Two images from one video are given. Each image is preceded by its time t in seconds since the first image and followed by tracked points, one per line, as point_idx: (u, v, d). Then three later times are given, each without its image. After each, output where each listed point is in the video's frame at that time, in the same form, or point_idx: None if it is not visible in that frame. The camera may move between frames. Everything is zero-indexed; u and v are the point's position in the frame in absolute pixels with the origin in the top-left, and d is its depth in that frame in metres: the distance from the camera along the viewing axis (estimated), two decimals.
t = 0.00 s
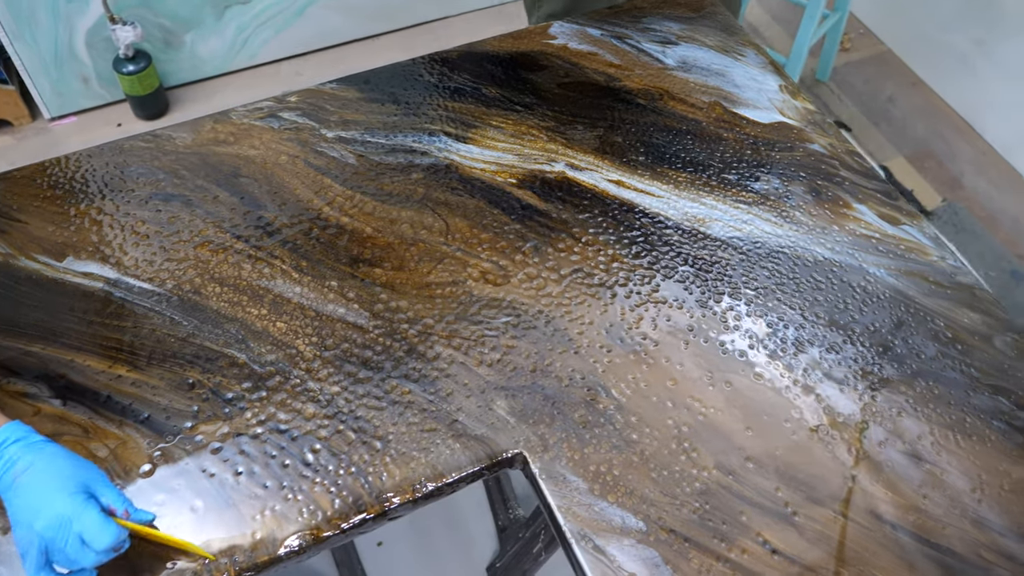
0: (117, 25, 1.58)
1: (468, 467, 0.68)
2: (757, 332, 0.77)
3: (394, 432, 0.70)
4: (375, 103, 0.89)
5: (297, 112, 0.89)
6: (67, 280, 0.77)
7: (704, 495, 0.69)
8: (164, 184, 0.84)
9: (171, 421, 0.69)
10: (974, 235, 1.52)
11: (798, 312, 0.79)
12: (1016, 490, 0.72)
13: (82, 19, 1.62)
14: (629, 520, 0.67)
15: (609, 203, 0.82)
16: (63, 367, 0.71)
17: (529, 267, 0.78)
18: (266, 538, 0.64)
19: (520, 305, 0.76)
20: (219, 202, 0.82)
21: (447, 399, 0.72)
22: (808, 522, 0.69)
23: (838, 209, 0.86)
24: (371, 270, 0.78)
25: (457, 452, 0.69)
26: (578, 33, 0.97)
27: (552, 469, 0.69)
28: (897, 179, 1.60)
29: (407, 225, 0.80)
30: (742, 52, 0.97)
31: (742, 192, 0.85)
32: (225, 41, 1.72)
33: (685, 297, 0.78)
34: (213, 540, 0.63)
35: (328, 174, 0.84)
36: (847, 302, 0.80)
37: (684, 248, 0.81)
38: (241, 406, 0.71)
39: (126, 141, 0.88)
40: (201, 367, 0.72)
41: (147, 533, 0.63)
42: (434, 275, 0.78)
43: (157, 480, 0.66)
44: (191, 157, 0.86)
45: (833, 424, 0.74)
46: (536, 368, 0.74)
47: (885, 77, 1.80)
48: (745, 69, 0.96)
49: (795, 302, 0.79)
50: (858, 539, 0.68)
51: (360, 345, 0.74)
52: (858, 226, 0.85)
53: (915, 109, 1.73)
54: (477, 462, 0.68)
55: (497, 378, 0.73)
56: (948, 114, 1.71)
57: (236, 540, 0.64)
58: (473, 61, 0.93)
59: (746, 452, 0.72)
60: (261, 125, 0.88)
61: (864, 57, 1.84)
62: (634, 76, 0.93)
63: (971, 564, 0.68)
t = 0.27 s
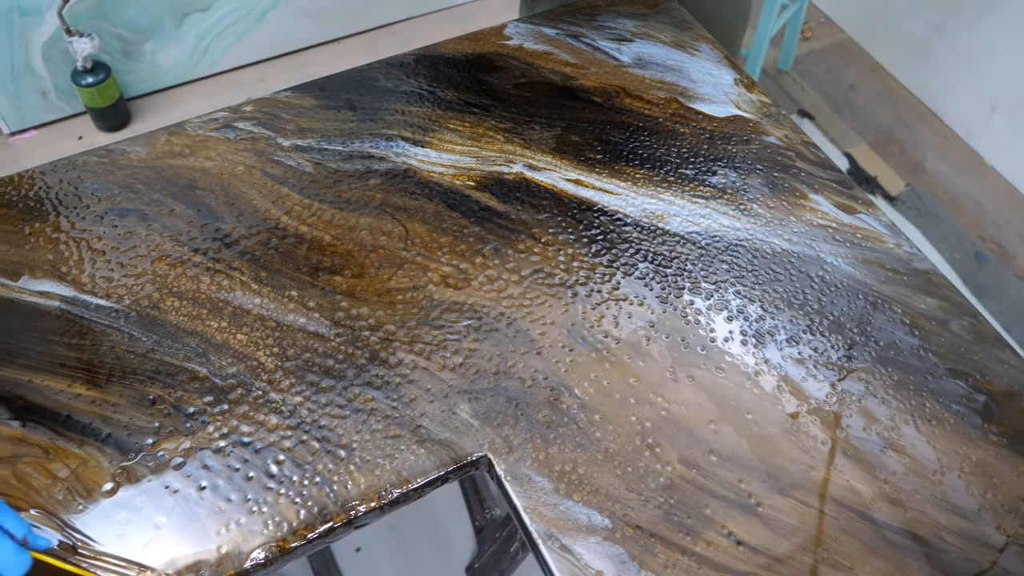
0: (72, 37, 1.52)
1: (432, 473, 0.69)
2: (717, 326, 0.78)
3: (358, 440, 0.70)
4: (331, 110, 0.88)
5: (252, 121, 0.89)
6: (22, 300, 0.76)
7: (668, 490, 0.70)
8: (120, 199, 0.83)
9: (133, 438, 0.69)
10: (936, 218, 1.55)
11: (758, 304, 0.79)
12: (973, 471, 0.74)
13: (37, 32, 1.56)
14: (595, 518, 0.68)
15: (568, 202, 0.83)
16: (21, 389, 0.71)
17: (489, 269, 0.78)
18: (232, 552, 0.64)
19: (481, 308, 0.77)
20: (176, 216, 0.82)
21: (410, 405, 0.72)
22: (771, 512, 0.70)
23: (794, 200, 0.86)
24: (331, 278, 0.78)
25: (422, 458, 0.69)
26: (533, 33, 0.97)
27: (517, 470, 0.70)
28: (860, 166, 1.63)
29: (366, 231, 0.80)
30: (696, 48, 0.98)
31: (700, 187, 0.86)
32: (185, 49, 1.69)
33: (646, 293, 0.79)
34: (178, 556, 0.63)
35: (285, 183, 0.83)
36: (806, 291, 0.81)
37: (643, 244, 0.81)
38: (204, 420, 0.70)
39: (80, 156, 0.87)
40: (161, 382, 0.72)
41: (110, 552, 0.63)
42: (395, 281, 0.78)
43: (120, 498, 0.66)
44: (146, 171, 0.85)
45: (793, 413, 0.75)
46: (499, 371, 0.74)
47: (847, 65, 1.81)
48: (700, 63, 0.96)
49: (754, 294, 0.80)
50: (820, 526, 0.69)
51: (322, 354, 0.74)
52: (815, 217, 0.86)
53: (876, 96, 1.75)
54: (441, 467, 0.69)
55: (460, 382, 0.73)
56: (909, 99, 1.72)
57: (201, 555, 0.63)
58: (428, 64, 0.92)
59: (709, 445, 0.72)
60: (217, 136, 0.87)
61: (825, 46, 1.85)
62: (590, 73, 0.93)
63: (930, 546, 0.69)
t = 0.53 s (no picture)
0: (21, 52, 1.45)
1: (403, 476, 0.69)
2: (681, 316, 0.78)
3: (327, 447, 0.70)
4: (288, 117, 0.88)
5: (209, 131, 0.88)
6: None
7: (639, 482, 0.71)
8: (76, 216, 0.82)
9: (98, 456, 0.68)
10: (901, 200, 1.57)
11: (721, 293, 0.80)
12: (937, 449, 0.75)
13: None
14: (567, 514, 0.69)
15: (529, 199, 0.83)
16: None
17: (453, 271, 0.78)
18: (203, 566, 0.63)
19: (446, 309, 0.77)
20: (134, 230, 0.81)
21: (378, 410, 0.72)
22: (741, 499, 0.71)
23: (753, 188, 0.87)
24: (294, 286, 0.78)
25: (391, 462, 0.69)
26: (488, 31, 0.97)
27: (488, 469, 0.70)
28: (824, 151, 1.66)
29: (328, 238, 0.80)
30: (651, 41, 0.99)
31: (660, 178, 0.86)
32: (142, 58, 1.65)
33: (610, 288, 0.79)
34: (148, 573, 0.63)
35: (244, 193, 0.83)
36: (767, 278, 0.81)
37: (605, 239, 0.81)
38: (170, 434, 0.69)
39: (34, 173, 0.85)
40: (125, 399, 0.71)
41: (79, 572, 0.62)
42: (358, 286, 0.78)
43: (87, 518, 0.65)
44: (102, 186, 0.84)
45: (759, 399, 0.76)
46: (466, 371, 0.74)
47: (807, 50, 1.82)
48: (656, 56, 0.97)
49: (717, 283, 0.80)
50: (788, 511, 0.71)
51: (287, 362, 0.74)
52: (775, 204, 0.86)
53: (836, 82, 1.77)
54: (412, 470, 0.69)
55: (427, 385, 0.73)
56: (869, 83, 1.75)
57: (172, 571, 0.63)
58: (385, 66, 0.92)
59: (678, 435, 0.73)
60: (173, 148, 0.87)
61: (785, 33, 1.85)
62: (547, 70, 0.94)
63: (895, 525, 0.71)
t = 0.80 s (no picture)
0: None
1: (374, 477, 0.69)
2: (647, 306, 0.79)
3: (296, 452, 0.70)
4: (247, 123, 0.87)
5: (167, 140, 0.87)
6: None
7: (610, 472, 0.71)
8: (35, 230, 0.81)
9: (65, 471, 0.67)
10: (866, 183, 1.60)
11: (685, 281, 0.81)
12: (903, 426, 0.76)
13: None
14: (539, 507, 0.69)
15: (492, 196, 0.83)
16: None
17: (419, 270, 0.79)
18: None
19: (412, 309, 0.77)
20: (94, 242, 0.80)
21: (347, 412, 0.72)
22: (711, 485, 0.72)
23: (715, 176, 0.88)
24: (258, 291, 0.77)
25: (362, 464, 0.70)
26: (446, 30, 0.97)
27: (459, 467, 0.70)
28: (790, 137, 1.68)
29: (291, 242, 0.80)
30: (608, 34, 0.99)
31: (622, 170, 0.87)
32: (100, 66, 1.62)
33: (575, 281, 0.79)
34: None
35: (205, 201, 0.82)
36: (730, 265, 0.82)
37: (569, 232, 0.82)
38: (138, 446, 0.69)
39: None
40: (91, 412, 0.70)
41: None
42: (323, 289, 0.77)
43: (56, 533, 0.64)
44: (60, 199, 0.83)
45: (726, 385, 0.76)
46: (434, 370, 0.74)
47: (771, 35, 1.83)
48: (614, 48, 0.98)
49: (681, 272, 0.81)
50: (758, 494, 0.72)
51: (253, 369, 0.73)
52: (737, 191, 0.87)
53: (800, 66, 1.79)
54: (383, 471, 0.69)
55: (394, 385, 0.73)
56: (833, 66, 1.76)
57: None
58: (343, 68, 0.92)
59: (647, 424, 0.74)
60: (131, 157, 0.86)
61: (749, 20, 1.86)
62: (505, 66, 0.94)
63: (862, 503, 0.72)
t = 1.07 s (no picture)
0: None
1: (350, 475, 0.69)
2: (617, 295, 0.79)
3: (271, 453, 0.70)
4: (212, 127, 0.87)
5: (132, 147, 0.87)
6: None
7: (584, 461, 0.72)
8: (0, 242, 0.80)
9: (38, 482, 0.67)
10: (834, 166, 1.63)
11: (654, 268, 0.81)
12: (872, 403, 0.77)
13: None
14: (515, 498, 0.69)
15: (459, 191, 0.83)
16: None
17: (389, 268, 0.79)
18: None
19: (382, 307, 0.77)
20: (60, 252, 0.79)
21: (321, 412, 0.72)
22: (686, 469, 0.72)
23: (680, 164, 0.89)
24: (228, 295, 0.77)
25: (338, 463, 0.70)
26: (408, 28, 0.98)
27: (434, 461, 0.70)
28: (758, 125, 1.70)
29: (260, 244, 0.80)
30: (571, 27, 1.00)
31: (588, 161, 0.87)
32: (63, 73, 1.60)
33: (545, 273, 0.80)
34: None
35: (171, 207, 0.82)
36: (697, 250, 0.83)
37: (537, 224, 0.82)
38: (111, 454, 0.69)
39: None
40: (62, 422, 0.70)
41: None
42: (293, 290, 0.77)
43: (31, 545, 0.64)
44: (25, 210, 0.82)
45: (697, 370, 0.77)
46: (407, 366, 0.74)
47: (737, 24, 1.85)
48: (577, 41, 0.99)
49: (651, 260, 0.82)
50: (732, 476, 0.72)
51: (225, 372, 0.73)
52: (703, 177, 0.88)
53: (765, 54, 1.81)
54: (359, 469, 0.70)
55: (367, 383, 0.73)
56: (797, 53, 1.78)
57: None
58: (307, 70, 0.92)
59: (621, 411, 0.74)
60: (96, 166, 0.85)
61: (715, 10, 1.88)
62: (469, 62, 0.94)
63: (834, 480, 0.73)
